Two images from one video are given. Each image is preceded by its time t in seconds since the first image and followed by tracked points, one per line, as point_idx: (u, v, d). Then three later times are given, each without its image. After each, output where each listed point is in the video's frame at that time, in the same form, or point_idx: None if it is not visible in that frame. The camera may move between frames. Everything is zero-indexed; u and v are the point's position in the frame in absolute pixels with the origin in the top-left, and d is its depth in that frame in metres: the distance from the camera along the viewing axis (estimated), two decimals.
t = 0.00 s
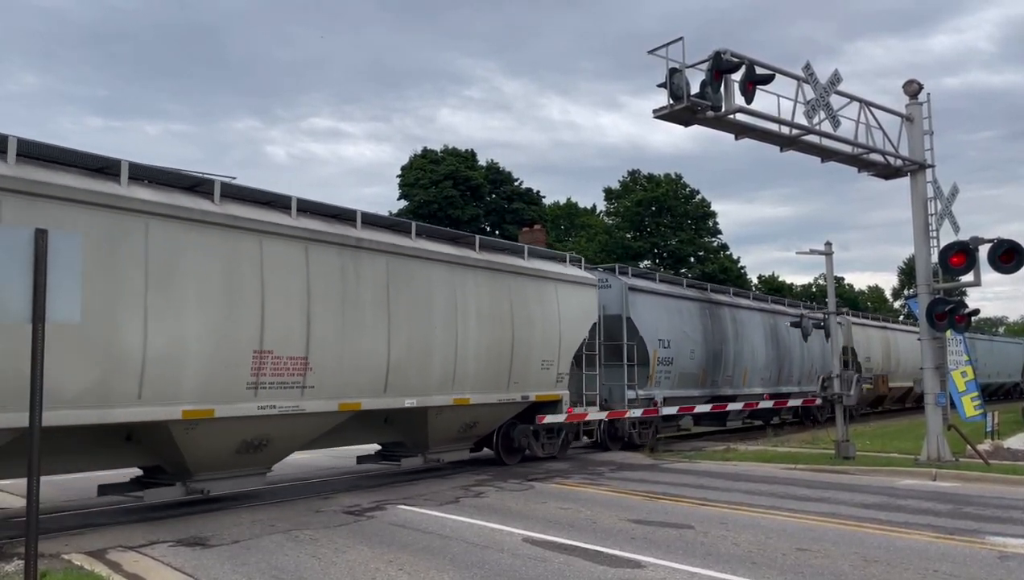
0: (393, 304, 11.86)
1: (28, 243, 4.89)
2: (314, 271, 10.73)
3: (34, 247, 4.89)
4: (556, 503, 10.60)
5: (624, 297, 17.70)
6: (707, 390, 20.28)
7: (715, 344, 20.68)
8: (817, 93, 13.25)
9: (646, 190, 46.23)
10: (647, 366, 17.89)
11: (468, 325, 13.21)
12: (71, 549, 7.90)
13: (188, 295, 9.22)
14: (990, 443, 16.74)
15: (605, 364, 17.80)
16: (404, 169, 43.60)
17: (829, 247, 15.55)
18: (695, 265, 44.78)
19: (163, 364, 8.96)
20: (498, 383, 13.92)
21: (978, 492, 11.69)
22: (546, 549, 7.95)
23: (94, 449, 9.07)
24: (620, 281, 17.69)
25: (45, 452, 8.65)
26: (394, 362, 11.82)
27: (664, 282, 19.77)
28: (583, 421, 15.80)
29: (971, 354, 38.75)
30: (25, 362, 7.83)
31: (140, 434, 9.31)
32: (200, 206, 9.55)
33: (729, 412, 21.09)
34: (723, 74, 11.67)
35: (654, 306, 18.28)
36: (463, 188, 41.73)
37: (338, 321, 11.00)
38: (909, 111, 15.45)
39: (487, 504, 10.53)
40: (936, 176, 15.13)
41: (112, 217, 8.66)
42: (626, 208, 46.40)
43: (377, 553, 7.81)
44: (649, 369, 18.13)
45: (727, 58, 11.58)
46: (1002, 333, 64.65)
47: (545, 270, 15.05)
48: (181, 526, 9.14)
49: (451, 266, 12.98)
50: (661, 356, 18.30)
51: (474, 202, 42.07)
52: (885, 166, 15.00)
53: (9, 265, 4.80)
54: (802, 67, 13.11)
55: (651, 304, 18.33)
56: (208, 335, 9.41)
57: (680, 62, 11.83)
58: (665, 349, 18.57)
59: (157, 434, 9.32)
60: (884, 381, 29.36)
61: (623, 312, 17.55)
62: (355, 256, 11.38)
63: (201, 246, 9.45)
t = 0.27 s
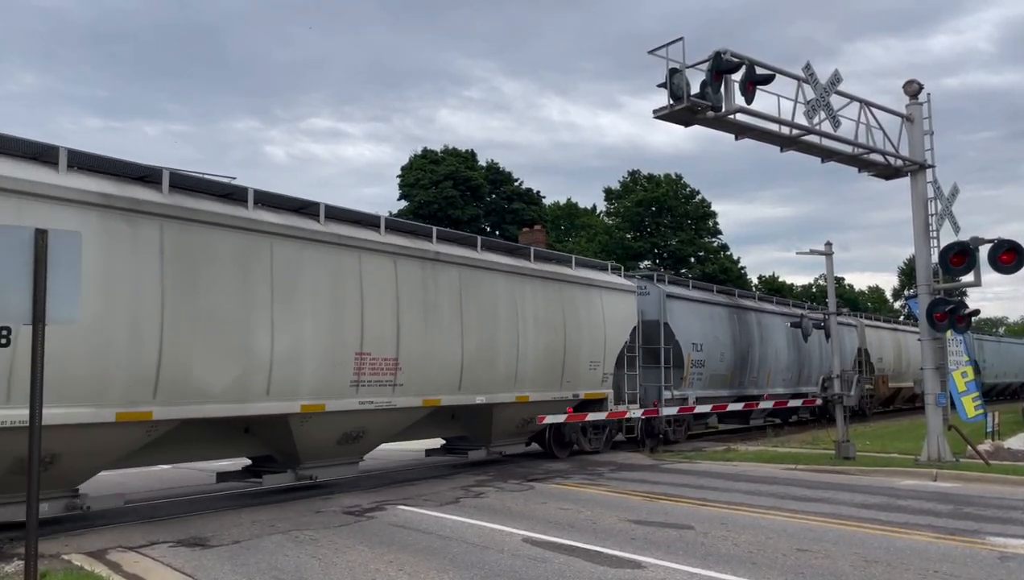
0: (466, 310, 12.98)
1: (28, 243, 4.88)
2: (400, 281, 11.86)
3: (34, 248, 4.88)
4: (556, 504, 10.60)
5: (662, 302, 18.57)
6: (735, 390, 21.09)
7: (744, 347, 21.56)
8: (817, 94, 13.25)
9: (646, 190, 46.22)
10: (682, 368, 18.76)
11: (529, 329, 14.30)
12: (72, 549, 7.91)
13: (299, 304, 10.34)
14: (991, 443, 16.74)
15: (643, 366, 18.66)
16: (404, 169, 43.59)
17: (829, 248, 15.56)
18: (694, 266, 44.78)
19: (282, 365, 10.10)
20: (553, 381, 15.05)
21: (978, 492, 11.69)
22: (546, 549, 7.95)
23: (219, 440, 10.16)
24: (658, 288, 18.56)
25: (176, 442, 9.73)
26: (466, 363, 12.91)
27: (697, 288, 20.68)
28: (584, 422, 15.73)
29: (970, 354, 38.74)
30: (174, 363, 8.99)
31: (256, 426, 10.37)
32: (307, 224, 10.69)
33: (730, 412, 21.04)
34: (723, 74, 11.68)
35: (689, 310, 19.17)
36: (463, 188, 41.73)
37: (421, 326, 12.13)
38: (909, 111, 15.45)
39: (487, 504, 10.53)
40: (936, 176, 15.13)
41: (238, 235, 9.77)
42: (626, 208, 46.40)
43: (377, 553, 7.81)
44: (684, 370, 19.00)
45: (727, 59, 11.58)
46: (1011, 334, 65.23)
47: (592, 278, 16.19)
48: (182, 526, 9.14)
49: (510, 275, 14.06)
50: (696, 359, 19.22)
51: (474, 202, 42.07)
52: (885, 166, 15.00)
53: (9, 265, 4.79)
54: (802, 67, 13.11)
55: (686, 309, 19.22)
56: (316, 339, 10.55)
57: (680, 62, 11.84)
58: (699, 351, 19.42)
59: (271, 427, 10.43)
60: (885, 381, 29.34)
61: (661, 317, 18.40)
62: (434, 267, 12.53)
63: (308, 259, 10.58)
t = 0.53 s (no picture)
0: (526, 315, 14.40)
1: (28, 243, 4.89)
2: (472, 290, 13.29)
3: (35, 248, 4.89)
4: (556, 504, 10.60)
5: (693, 307, 19.82)
6: (759, 389, 22.21)
7: (764, 348, 22.64)
8: (817, 93, 13.24)
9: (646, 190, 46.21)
10: (713, 368, 19.98)
11: (578, 332, 15.73)
12: (71, 549, 7.90)
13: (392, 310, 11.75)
14: (991, 443, 16.73)
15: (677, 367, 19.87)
16: (404, 169, 43.58)
17: (829, 247, 15.55)
18: (694, 266, 44.77)
19: (380, 365, 11.53)
20: (599, 382, 16.33)
21: (978, 492, 11.68)
22: (546, 549, 7.95)
23: (320, 433, 11.54)
24: (690, 293, 19.81)
25: (290, 432, 11.14)
26: (524, 364, 14.31)
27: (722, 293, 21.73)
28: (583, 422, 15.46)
29: (970, 354, 38.71)
30: (295, 364, 10.41)
31: (346, 419, 11.68)
32: (396, 240, 12.11)
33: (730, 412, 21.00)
34: (723, 74, 11.67)
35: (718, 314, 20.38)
36: (463, 188, 41.73)
37: (488, 330, 13.57)
38: (909, 111, 15.45)
39: (487, 504, 10.52)
40: (936, 176, 15.13)
41: (344, 251, 11.19)
42: (626, 208, 46.41)
43: (378, 553, 7.81)
44: (714, 371, 20.20)
45: (727, 58, 11.58)
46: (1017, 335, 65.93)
47: (632, 285, 17.55)
48: (182, 526, 9.13)
49: (563, 284, 15.56)
50: (723, 360, 20.38)
51: (474, 202, 42.07)
52: (886, 166, 14.99)
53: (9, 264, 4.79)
54: (802, 67, 13.11)
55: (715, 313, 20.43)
56: (406, 342, 11.97)
57: (680, 62, 11.83)
58: (727, 353, 20.60)
59: (365, 420, 11.82)
60: (885, 381, 29.33)
61: (692, 320, 19.65)
62: (498, 278, 13.98)
63: (399, 271, 12.00)
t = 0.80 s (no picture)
0: (571, 320, 15.47)
1: (28, 242, 4.88)
2: (525, 297, 14.36)
3: (34, 248, 4.88)
4: (556, 504, 10.61)
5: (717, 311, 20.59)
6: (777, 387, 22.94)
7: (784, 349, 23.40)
8: (817, 93, 13.24)
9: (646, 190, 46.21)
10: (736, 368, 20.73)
11: (617, 336, 16.70)
12: (72, 550, 7.91)
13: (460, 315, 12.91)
14: (990, 443, 16.74)
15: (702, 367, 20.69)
16: (404, 169, 43.59)
17: (829, 247, 15.55)
18: (694, 266, 44.77)
19: (448, 367, 12.67)
20: (635, 382, 17.29)
21: (978, 493, 11.68)
22: (546, 549, 7.95)
23: (390, 429, 12.60)
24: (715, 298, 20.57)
25: (370, 427, 12.26)
26: (570, 365, 15.36)
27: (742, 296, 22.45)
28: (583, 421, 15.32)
29: (971, 354, 38.69)
30: (380, 365, 11.58)
31: (415, 416, 12.76)
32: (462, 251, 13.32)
33: (729, 412, 20.98)
34: (723, 74, 11.67)
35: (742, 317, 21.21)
36: (462, 188, 41.73)
37: (538, 335, 14.66)
38: (909, 111, 15.45)
39: (487, 505, 10.53)
40: (936, 176, 15.13)
41: (417, 263, 12.38)
42: (626, 208, 46.41)
43: (378, 553, 7.81)
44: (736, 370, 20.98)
45: (727, 58, 11.58)
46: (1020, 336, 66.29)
47: (665, 290, 18.53)
48: (182, 526, 9.15)
49: (603, 291, 16.61)
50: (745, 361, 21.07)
51: (474, 202, 42.08)
52: (886, 166, 14.99)
53: (9, 264, 4.78)
54: (802, 67, 13.11)
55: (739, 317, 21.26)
56: (469, 344, 13.11)
57: (680, 62, 11.83)
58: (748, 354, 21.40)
59: (430, 417, 12.94)
60: (884, 381, 29.31)
61: (716, 323, 20.42)
62: (547, 286, 15.06)
63: (460, 280, 13.11)
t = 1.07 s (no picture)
0: (615, 325, 16.92)
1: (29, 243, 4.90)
2: (575, 304, 15.85)
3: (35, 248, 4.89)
4: (556, 503, 10.60)
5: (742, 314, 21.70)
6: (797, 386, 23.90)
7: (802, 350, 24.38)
8: (817, 93, 13.24)
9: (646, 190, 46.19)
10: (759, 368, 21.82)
11: (654, 338, 18.10)
12: (71, 549, 7.89)
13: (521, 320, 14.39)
14: (991, 442, 16.72)
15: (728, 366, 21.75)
16: (404, 169, 43.57)
17: (829, 247, 15.55)
18: (695, 265, 44.74)
19: (511, 367, 14.17)
20: (669, 381, 18.65)
21: (978, 492, 11.67)
22: (546, 549, 7.94)
23: (460, 424, 13.98)
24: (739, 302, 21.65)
25: (441, 423, 13.60)
26: (614, 366, 16.80)
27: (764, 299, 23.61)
28: (583, 422, 15.40)
29: (970, 354, 38.63)
30: (457, 365, 13.09)
31: (478, 412, 14.09)
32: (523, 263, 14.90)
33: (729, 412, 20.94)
34: (723, 73, 11.67)
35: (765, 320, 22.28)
36: (462, 188, 41.72)
37: (587, 337, 16.15)
38: (909, 111, 15.44)
39: (487, 504, 10.52)
40: (936, 175, 15.12)
41: (487, 275, 13.94)
42: (626, 208, 46.40)
43: (378, 553, 7.80)
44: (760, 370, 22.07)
45: (727, 58, 11.57)
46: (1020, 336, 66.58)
47: (696, 297, 19.87)
48: (181, 526, 9.13)
49: (643, 298, 17.99)
50: (768, 360, 22.19)
51: (474, 202, 42.06)
52: (886, 166, 14.98)
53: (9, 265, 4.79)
54: (802, 67, 13.11)
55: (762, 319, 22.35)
56: (529, 346, 14.60)
57: (680, 61, 11.83)
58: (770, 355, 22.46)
59: (494, 413, 14.36)
60: (884, 381, 29.28)
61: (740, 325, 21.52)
62: (594, 293, 16.54)
63: (521, 289, 14.62)
